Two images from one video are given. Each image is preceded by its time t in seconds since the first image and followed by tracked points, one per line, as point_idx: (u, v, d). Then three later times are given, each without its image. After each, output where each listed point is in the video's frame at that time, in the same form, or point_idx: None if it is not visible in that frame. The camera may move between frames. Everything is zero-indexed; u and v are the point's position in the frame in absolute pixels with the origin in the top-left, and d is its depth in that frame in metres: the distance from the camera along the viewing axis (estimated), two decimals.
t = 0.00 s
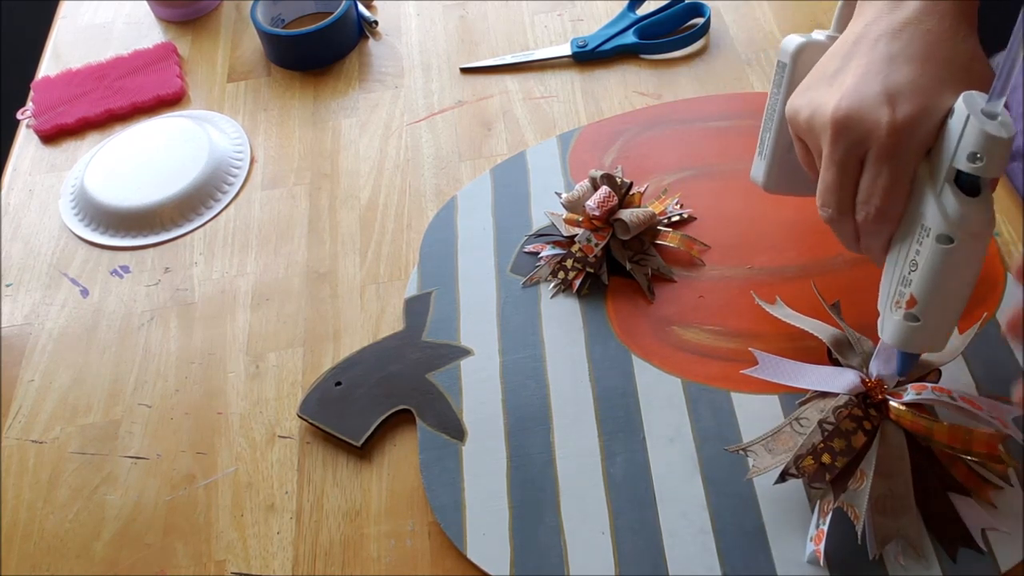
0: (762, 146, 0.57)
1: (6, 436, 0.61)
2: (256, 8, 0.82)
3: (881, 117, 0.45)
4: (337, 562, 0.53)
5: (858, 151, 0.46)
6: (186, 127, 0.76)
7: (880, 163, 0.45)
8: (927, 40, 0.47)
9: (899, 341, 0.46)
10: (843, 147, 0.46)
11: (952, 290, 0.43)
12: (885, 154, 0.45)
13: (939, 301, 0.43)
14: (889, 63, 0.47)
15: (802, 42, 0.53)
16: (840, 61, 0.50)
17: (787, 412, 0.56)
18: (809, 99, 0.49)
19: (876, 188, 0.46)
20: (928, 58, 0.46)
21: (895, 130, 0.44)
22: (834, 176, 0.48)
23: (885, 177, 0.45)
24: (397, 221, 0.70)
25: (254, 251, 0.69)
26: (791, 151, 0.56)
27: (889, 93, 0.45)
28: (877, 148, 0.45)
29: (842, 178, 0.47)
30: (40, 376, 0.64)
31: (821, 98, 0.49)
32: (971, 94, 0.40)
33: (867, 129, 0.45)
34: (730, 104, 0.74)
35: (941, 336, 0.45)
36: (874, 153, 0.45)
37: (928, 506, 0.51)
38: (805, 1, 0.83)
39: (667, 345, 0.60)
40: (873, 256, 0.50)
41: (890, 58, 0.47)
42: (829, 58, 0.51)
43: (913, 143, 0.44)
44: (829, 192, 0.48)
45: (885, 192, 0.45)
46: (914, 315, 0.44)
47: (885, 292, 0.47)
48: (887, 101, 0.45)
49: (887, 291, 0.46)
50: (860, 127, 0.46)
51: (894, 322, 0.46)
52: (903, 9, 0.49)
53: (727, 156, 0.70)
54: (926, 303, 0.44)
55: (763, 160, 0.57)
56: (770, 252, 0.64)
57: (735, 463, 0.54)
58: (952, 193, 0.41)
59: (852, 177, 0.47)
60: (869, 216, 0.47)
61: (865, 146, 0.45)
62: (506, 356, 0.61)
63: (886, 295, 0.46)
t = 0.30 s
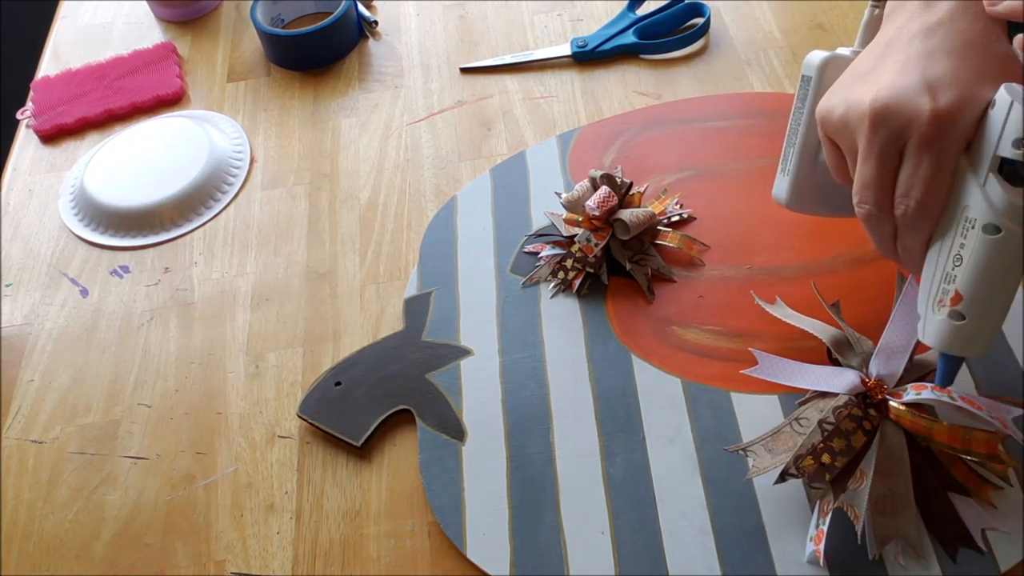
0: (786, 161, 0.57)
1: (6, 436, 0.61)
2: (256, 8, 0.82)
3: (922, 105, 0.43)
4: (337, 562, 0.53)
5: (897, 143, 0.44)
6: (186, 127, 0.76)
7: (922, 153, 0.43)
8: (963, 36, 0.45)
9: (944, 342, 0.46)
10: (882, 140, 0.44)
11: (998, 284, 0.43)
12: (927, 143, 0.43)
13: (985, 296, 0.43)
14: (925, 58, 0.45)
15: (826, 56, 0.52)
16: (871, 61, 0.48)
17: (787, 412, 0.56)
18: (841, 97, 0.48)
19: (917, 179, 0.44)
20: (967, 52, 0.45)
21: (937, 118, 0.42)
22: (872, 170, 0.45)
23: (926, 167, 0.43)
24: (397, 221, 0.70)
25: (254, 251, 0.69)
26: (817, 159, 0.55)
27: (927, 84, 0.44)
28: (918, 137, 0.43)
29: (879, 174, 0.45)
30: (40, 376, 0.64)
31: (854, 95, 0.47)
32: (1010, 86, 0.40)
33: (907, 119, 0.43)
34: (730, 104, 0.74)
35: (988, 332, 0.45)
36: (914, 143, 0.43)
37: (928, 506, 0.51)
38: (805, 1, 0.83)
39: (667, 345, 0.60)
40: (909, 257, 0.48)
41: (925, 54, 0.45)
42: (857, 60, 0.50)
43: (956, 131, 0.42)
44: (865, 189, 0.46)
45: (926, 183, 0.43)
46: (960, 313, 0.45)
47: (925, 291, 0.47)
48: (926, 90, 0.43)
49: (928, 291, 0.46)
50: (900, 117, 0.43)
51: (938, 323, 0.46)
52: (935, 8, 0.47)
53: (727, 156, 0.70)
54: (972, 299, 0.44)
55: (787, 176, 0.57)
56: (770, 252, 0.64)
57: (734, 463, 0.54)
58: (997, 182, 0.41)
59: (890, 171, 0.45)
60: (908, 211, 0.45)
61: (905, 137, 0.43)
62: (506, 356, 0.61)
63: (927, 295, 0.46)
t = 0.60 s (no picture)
0: (771, 152, 0.57)
1: (6, 436, 0.61)
2: (256, 9, 0.82)
3: (904, 96, 0.43)
4: (337, 562, 0.53)
5: (876, 133, 0.44)
6: (186, 127, 0.76)
7: (901, 143, 0.44)
8: (948, 32, 0.45)
9: (913, 335, 0.46)
10: (862, 128, 0.45)
11: (968, 279, 0.43)
12: (905, 133, 0.43)
13: (954, 289, 0.43)
14: (909, 51, 0.45)
15: (813, 50, 0.52)
16: (857, 53, 0.49)
17: (786, 412, 0.56)
18: (825, 87, 0.48)
19: (895, 168, 0.44)
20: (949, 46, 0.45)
21: (916, 109, 0.43)
22: (852, 159, 0.46)
23: (905, 156, 0.44)
24: (397, 221, 0.70)
25: (254, 251, 0.69)
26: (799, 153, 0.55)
27: (909, 75, 0.44)
28: (898, 127, 0.43)
29: (859, 163, 0.46)
30: (40, 376, 0.64)
31: (837, 84, 0.47)
32: (988, 82, 0.41)
33: (887, 109, 0.44)
34: (730, 104, 0.74)
35: (957, 328, 0.45)
36: (894, 133, 0.44)
37: (928, 505, 0.51)
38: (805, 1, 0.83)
39: (667, 345, 0.60)
40: (883, 248, 0.48)
41: (911, 45, 0.46)
42: (845, 52, 0.50)
43: (934, 122, 0.43)
44: (845, 178, 0.47)
45: (904, 172, 0.44)
46: (929, 306, 0.44)
47: (895, 283, 0.47)
48: (908, 81, 0.44)
49: (898, 282, 0.46)
50: (880, 106, 0.44)
51: (906, 315, 0.45)
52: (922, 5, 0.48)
53: (727, 156, 0.70)
54: (942, 293, 0.44)
55: (770, 167, 0.57)
56: (770, 251, 0.64)
57: (734, 463, 0.54)
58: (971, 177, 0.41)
59: (870, 160, 0.45)
60: (885, 200, 0.45)
61: (885, 125, 0.44)
62: (506, 356, 0.61)
63: (897, 287, 0.46)
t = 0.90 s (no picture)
0: (758, 128, 0.60)
1: (6, 436, 0.61)
2: (256, 9, 0.82)
3: (845, 69, 0.47)
4: (337, 562, 0.53)
5: (827, 106, 0.48)
6: (186, 127, 0.76)
7: (845, 114, 0.46)
8: (901, 9, 0.48)
9: (865, 300, 0.47)
10: (813, 102, 0.49)
11: (912, 244, 0.44)
12: (849, 105, 0.46)
13: (899, 255, 0.44)
14: (861, 26, 0.49)
15: (795, 25, 0.56)
16: (823, 26, 0.52)
17: (787, 412, 0.56)
18: (789, 63, 0.52)
19: (841, 139, 0.47)
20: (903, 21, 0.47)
21: (858, 81, 0.46)
22: (807, 132, 0.50)
23: (850, 127, 0.46)
24: (397, 221, 0.70)
25: (254, 251, 0.69)
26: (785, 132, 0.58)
27: (856, 49, 0.47)
28: (841, 99, 0.47)
29: (813, 134, 0.50)
30: (40, 376, 0.64)
31: (798, 61, 0.51)
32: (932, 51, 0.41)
33: (831, 84, 0.47)
34: (731, 104, 0.74)
35: (904, 294, 0.46)
36: (838, 105, 0.47)
37: (928, 506, 0.51)
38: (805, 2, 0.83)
39: (667, 345, 0.60)
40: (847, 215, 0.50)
41: (863, 19, 0.49)
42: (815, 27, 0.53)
43: (876, 93, 0.45)
44: (804, 150, 0.51)
45: (848, 142, 0.46)
46: (876, 271, 0.45)
47: (852, 251, 0.47)
48: (853, 56, 0.47)
49: (853, 251, 0.47)
50: (826, 82, 0.48)
51: (857, 280, 0.47)
52: None
53: (726, 156, 0.70)
54: (885, 257, 0.45)
55: (758, 142, 0.60)
56: (770, 252, 0.64)
57: (734, 463, 0.54)
58: (909, 144, 0.42)
59: (823, 131, 0.49)
60: (834, 169, 0.48)
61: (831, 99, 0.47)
62: (506, 356, 0.61)
63: (853, 255, 0.47)
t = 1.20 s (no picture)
0: (749, 129, 0.61)
1: (6, 436, 0.61)
2: (256, 9, 0.82)
3: (821, 47, 0.50)
4: (337, 562, 0.53)
5: (805, 84, 0.51)
6: (186, 127, 0.76)
7: (821, 89, 0.50)
8: None
9: (838, 271, 0.49)
10: (792, 81, 0.52)
11: (882, 213, 0.46)
12: (824, 81, 0.49)
13: (871, 225, 0.47)
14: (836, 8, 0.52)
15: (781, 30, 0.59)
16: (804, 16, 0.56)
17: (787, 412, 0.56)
18: (771, 47, 0.55)
19: (817, 114, 0.50)
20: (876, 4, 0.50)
21: (834, 57, 0.49)
22: (788, 109, 0.53)
23: (825, 100, 0.49)
24: (397, 221, 0.70)
25: (254, 251, 0.69)
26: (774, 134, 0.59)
27: (835, 28, 0.50)
28: (817, 75, 0.50)
29: (792, 113, 0.53)
30: (40, 376, 0.64)
31: (779, 45, 0.54)
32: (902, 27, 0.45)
33: (807, 62, 0.50)
34: (731, 104, 0.74)
35: (875, 263, 0.48)
36: (815, 81, 0.50)
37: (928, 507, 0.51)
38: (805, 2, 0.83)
39: (667, 345, 0.60)
40: (824, 192, 0.53)
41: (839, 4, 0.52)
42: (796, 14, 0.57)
43: (851, 67, 0.48)
44: (784, 129, 0.54)
45: (825, 115, 0.49)
46: (848, 241, 0.48)
47: (827, 224, 0.50)
48: (829, 34, 0.50)
49: (828, 223, 0.50)
50: (803, 61, 0.51)
51: (830, 251, 0.49)
52: None
53: (727, 156, 0.70)
54: (858, 227, 0.47)
55: (750, 144, 0.61)
56: (770, 251, 0.64)
57: (734, 463, 0.54)
58: (881, 114, 0.45)
59: (800, 109, 0.52)
60: (810, 145, 0.51)
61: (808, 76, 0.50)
62: (506, 356, 0.61)
63: (827, 228, 0.50)
